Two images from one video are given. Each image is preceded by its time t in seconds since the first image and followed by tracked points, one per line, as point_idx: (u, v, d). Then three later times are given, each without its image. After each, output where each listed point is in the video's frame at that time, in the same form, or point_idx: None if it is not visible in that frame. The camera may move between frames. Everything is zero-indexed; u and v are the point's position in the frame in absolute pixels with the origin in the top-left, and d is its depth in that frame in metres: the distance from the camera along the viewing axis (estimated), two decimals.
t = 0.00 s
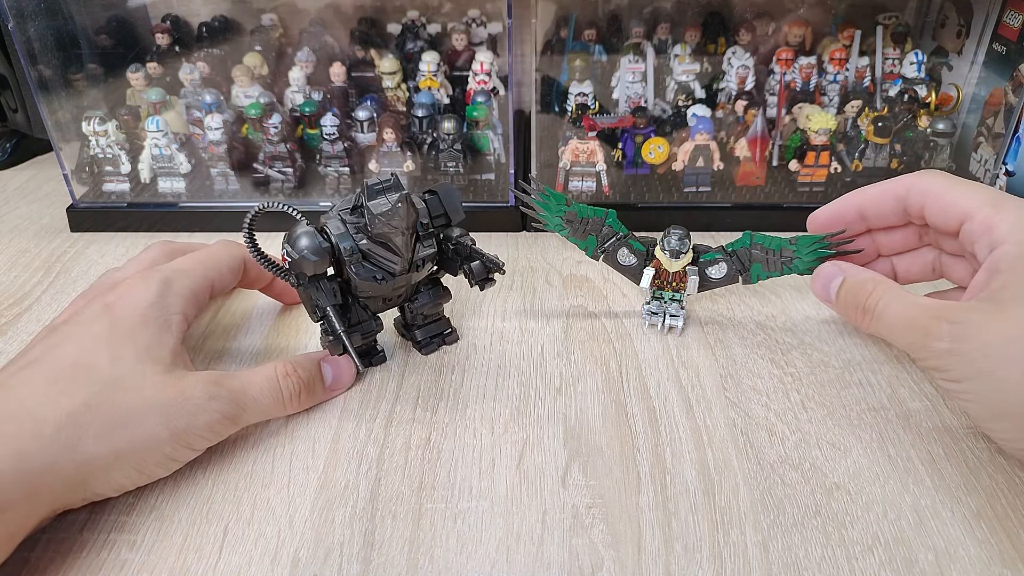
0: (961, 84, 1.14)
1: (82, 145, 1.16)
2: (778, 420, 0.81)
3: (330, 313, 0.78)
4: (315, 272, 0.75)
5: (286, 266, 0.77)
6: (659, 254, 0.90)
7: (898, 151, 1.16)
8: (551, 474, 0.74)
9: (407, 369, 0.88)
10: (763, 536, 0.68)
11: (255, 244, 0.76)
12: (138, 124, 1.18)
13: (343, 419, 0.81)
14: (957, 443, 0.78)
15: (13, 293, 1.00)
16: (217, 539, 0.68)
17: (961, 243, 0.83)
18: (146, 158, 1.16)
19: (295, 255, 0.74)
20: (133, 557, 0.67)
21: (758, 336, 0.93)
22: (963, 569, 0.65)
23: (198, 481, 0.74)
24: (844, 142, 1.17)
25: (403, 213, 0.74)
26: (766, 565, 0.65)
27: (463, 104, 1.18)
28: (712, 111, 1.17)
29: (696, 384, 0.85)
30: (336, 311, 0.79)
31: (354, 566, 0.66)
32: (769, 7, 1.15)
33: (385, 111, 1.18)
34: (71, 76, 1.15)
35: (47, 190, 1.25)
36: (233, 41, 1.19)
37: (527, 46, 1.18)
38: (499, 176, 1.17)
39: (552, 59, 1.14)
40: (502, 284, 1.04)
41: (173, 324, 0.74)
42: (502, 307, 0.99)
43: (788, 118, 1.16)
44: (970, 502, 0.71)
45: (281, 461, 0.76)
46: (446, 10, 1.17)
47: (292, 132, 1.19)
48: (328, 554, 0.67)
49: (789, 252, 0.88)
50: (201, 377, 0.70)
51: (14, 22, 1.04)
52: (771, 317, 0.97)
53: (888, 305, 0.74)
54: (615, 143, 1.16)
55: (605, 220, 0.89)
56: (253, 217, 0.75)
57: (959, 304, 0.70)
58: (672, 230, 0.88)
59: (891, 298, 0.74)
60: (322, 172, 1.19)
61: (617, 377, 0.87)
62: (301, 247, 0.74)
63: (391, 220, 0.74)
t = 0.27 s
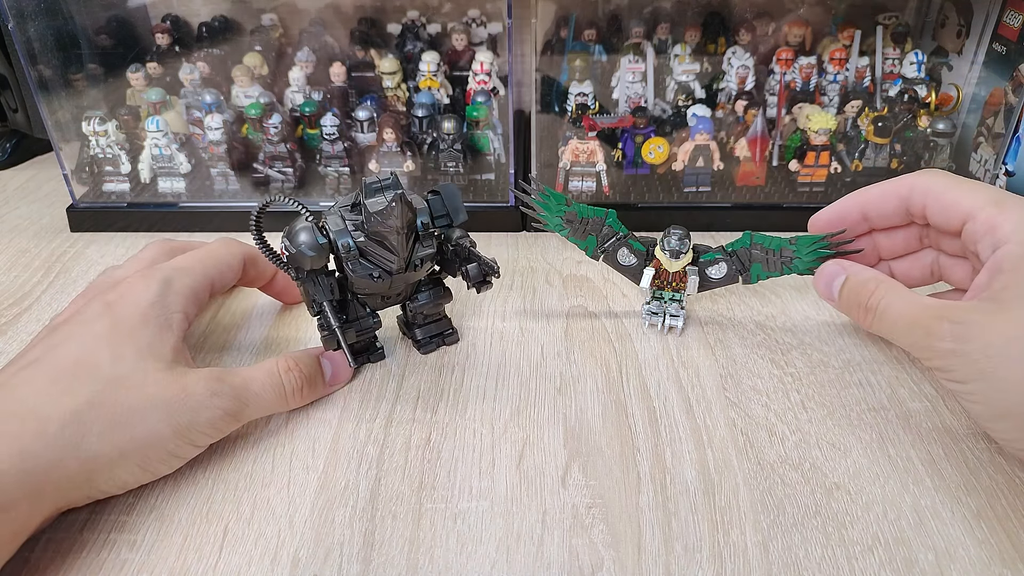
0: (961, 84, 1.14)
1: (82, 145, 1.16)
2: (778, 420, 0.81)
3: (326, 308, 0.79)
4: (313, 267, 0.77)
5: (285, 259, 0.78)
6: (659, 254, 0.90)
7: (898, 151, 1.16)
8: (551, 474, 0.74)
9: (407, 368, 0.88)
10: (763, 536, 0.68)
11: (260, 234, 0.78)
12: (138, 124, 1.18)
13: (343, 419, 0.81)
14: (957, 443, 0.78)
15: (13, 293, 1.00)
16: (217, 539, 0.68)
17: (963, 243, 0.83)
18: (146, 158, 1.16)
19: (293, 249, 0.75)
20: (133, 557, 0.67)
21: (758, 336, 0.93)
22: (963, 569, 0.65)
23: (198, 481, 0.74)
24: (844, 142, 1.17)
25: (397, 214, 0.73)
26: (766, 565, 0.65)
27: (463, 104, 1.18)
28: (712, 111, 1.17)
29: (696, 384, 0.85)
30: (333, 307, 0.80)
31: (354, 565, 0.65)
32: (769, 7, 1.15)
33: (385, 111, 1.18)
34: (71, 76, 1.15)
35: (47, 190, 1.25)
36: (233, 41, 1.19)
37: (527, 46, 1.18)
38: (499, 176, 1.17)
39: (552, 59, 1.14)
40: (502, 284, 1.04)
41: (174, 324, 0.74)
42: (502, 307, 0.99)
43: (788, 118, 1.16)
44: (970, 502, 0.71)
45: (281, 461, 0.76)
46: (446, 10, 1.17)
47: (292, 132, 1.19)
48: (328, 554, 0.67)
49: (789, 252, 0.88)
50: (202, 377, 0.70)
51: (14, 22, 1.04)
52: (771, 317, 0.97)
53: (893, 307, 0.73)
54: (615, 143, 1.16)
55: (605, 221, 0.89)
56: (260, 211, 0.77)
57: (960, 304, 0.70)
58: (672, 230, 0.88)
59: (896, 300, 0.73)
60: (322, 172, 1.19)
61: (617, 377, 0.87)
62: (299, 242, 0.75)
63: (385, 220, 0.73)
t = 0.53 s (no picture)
0: (961, 84, 1.14)
1: (82, 145, 1.16)
2: (778, 420, 0.81)
3: (324, 305, 0.80)
4: (311, 264, 0.77)
5: (284, 256, 0.78)
6: (659, 254, 0.90)
7: (898, 151, 1.16)
8: (551, 475, 0.74)
9: (407, 368, 0.88)
10: (763, 535, 0.68)
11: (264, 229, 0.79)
12: (138, 124, 1.18)
13: (343, 419, 0.81)
14: (957, 443, 0.78)
15: (12, 293, 1.00)
16: (217, 539, 0.68)
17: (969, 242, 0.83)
18: (146, 158, 1.16)
19: (292, 246, 0.76)
20: (133, 557, 0.67)
21: (758, 336, 0.93)
22: (963, 568, 0.65)
23: (198, 481, 0.74)
24: (844, 142, 1.17)
25: (394, 213, 0.73)
26: (766, 564, 0.65)
27: (463, 104, 1.18)
28: (712, 111, 1.17)
29: (696, 384, 0.85)
30: (331, 304, 0.80)
31: (354, 566, 0.66)
32: (770, 7, 1.14)
33: (385, 111, 1.18)
34: (71, 76, 1.15)
35: (47, 190, 1.25)
36: (233, 41, 1.19)
37: (527, 46, 1.17)
38: (499, 176, 1.17)
39: (552, 59, 1.14)
40: (502, 284, 1.04)
41: (173, 323, 0.75)
42: (502, 307, 0.99)
43: (788, 118, 1.16)
44: (970, 502, 0.71)
45: (281, 461, 0.76)
46: (446, 10, 1.17)
47: (292, 132, 1.19)
48: (328, 554, 0.67)
49: (789, 254, 0.88)
50: (202, 377, 0.69)
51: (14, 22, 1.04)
52: (771, 317, 0.97)
53: (897, 307, 0.72)
54: (615, 142, 1.16)
55: (605, 220, 0.89)
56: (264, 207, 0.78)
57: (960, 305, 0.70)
58: (672, 230, 0.88)
59: (902, 300, 0.73)
60: (322, 172, 1.20)
61: (617, 377, 0.87)
62: (298, 240, 0.75)
63: (382, 219, 0.74)
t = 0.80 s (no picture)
0: (960, 84, 1.14)
1: (82, 145, 1.16)
2: (778, 420, 0.81)
3: (324, 305, 0.80)
4: (311, 264, 0.77)
5: (284, 256, 0.78)
6: (659, 254, 0.90)
7: (898, 151, 1.16)
8: (551, 475, 0.74)
9: (407, 368, 0.88)
10: (763, 536, 0.68)
11: (264, 229, 0.79)
12: (138, 124, 1.18)
13: (343, 419, 0.81)
14: (957, 443, 0.78)
15: (12, 293, 1.00)
16: (217, 539, 0.68)
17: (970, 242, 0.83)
18: (146, 158, 1.16)
19: (292, 246, 0.76)
20: (133, 557, 0.67)
21: (758, 336, 0.93)
22: (963, 568, 0.65)
23: (198, 481, 0.74)
24: (844, 142, 1.17)
25: (394, 213, 0.73)
26: (766, 564, 0.65)
27: (463, 104, 1.18)
28: (712, 111, 1.17)
29: (696, 384, 0.85)
30: (331, 304, 0.80)
31: (354, 566, 0.66)
32: (770, 7, 1.14)
33: (385, 111, 1.18)
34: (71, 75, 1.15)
35: (47, 190, 1.25)
36: (233, 41, 1.19)
37: (527, 46, 1.17)
38: (499, 176, 1.17)
39: (552, 59, 1.14)
40: (502, 284, 1.04)
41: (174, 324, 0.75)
42: (502, 307, 0.99)
43: (788, 118, 1.16)
44: (970, 502, 0.71)
45: (281, 461, 0.76)
46: (446, 10, 1.17)
47: (292, 132, 1.19)
48: (328, 554, 0.67)
49: (789, 254, 0.88)
50: (203, 378, 0.69)
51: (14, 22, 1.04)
52: (771, 317, 0.97)
53: (897, 309, 0.72)
54: (615, 142, 1.16)
55: (604, 220, 0.89)
56: (264, 207, 0.78)
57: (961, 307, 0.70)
58: (672, 230, 0.88)
59: (901, 303, 0.72)
60: (322, 172, 1.20)
61: (617, 377, 0.87)
62: (299, 240, 0.75)
63: (382, 219, 0.73)
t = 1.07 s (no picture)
0: (960, 84, 1.14)
1: (82, 145, 1.16)
2: (778, 420, 0.81)
3: (324, 304, 0.80)
4: (311, 264, 0.77)
5: (284, 255, 0.78)
6: (660, 254, 0.90)
7: (898, 151, 1.16)
8: (551, 475, 0.74)
9: (407, 368, 0.88)
10: (763, 536, 0.68)
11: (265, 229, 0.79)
12: (138, 124, 1.18)
13: (343, 419, 0.81)
14: (957, 443, 0.78)
15: (12, 293, 1.00)
16: (217, 539, 0.68)
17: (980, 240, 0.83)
18: (146, 158, 1.16)
19: (292, 246, 0.76)
20: (133, 557, 0.67)
21: (758, 335, 0.93)
22: (963, 568, 0.65)
23: (198, 481, 0.74)
24: (844, 142, 1.17)
25: (394, 213, 0.73)
26: (766, 564, 0.65)
27: (463, 104, 1.18)
28: (712, 111, 1.17)
29: (696, 384, 0.85)
30: (331, 304, 0.81)
31: (354, 566, 0.66)
32: (770, 7, 1.14)
33: (385, 111, 1.18)
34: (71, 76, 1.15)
35: (47, 190, 1.25)
36: (233, 41, 1.19)
37: (527, 45, 1.16)
38: (499, 176, 1.17)
39: (552, 59, 1.14)
40: (502, 284, 1.04)
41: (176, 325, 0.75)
42: (502, 307, 0.99)
43: (788, 118, 1.16)
44: (970, 502, 0.71)
45: (281, 462, 0.76)
46: (446, 10, 1.17)
47: (292, 131, 1.19)
48: (328, 554, 0.67)
49: (790, 252, 0.88)
50: (206, 379, 0.69)
51: (14, 22, 1.04)
52: (771, 317, 0.97)
53: (907, 302, 0.73)
54: (615, 142, 1.16)
55: (605, 221, 0.89)
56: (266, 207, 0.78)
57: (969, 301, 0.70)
58: (673, 230, 0.88)
59: (912, 296, 0.73)
60: (322, 172, 1.20)
61: (617, 377, 0.87)
62: (298, 239, 0.75)
63: (382, 219, 0.73)
